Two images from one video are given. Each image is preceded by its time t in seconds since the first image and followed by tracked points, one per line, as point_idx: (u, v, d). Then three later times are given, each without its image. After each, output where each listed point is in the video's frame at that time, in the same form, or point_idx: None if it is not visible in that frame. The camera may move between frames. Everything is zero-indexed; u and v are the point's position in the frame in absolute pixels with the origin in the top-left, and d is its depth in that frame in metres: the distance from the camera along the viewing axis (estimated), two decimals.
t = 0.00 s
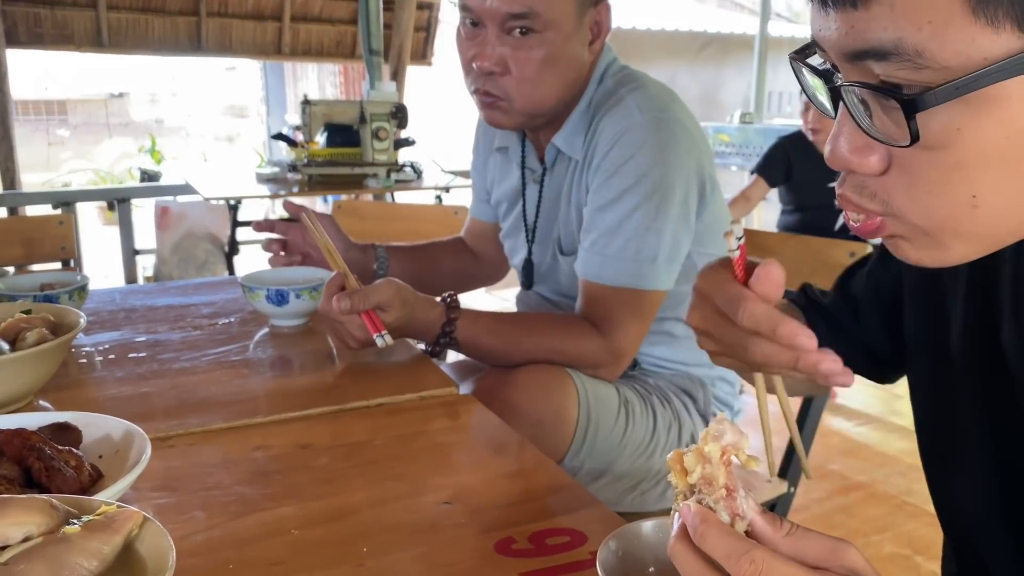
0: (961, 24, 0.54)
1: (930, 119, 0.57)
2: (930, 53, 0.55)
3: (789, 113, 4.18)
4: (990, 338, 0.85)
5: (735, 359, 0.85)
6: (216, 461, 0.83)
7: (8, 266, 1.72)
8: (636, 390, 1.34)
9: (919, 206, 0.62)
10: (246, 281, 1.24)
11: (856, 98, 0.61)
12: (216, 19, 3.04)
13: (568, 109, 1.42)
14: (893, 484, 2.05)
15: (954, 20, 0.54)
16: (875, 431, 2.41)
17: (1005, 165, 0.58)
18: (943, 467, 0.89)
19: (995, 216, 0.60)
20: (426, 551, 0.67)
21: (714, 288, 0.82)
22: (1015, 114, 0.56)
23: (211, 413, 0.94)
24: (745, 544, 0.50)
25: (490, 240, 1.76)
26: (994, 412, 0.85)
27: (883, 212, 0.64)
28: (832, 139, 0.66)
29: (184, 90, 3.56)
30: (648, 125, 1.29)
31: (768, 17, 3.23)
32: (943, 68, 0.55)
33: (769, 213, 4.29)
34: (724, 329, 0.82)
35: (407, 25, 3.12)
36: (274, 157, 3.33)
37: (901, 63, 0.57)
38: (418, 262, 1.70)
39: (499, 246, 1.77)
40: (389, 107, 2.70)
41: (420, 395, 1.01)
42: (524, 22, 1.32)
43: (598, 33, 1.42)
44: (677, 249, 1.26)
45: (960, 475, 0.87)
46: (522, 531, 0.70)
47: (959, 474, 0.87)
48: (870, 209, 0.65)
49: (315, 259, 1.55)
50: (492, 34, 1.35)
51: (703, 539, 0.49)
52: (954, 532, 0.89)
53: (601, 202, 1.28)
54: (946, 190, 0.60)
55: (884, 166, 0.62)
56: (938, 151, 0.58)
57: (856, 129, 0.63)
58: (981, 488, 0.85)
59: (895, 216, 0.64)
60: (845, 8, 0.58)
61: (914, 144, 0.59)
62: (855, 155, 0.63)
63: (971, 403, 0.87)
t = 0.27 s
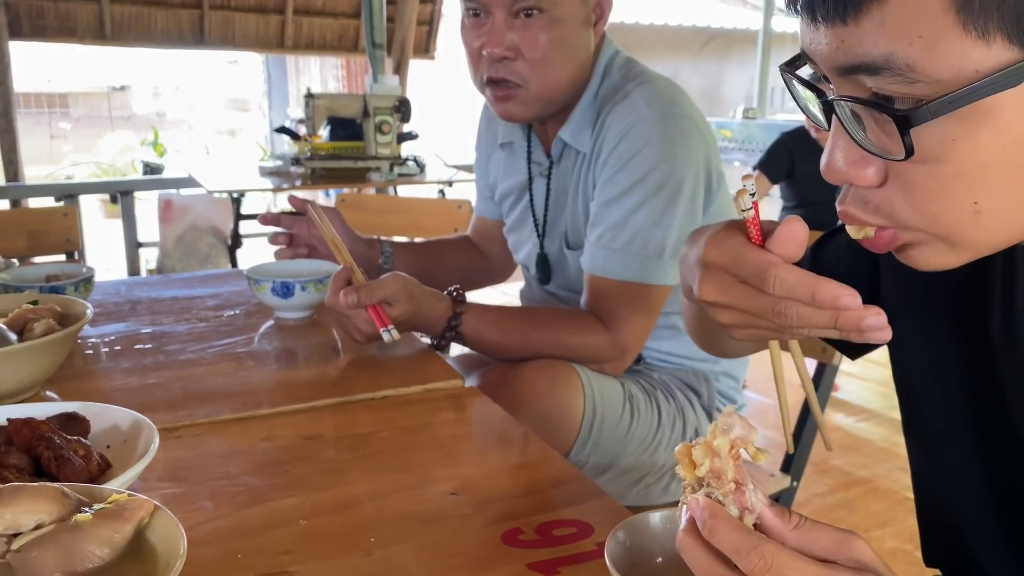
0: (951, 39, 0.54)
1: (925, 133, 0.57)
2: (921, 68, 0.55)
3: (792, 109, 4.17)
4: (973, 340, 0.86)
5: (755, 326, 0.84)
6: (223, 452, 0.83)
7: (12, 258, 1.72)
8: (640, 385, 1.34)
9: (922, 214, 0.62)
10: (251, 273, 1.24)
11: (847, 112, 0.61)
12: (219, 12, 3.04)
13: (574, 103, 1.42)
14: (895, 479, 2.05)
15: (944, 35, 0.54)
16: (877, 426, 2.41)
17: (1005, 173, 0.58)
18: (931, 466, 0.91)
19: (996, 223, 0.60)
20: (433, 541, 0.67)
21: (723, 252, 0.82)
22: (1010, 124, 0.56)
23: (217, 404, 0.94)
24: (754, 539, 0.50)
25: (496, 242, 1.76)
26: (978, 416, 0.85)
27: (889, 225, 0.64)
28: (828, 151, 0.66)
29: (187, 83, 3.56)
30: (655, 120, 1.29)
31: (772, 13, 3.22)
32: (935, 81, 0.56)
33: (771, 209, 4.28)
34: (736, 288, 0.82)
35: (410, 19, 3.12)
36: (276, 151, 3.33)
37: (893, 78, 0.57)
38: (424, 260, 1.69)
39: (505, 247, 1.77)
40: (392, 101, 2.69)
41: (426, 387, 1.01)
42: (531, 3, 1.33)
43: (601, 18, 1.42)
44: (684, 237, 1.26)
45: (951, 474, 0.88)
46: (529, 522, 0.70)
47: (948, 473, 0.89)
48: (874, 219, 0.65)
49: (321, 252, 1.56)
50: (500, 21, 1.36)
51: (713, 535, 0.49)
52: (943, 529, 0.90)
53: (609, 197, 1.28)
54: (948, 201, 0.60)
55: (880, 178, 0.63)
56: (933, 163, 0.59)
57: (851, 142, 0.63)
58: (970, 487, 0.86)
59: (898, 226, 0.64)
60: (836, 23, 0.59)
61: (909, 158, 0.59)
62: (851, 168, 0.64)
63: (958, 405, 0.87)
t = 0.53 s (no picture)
0: (936, 62, 0.54)
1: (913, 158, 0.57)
2: (907, 90, 0.55)
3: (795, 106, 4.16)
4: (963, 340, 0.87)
5: (766, 321, 0.84)
6: (225, 445, 0.83)
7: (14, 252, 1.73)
8: (642, 380, 1.34)
9: (915, 233, 0.62)
10: (254, 267, 1.24)
11: (835, 131, 0.61)
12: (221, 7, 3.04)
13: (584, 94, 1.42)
14: (897, 477, 2.05)
15: (929, 58, 0.54)
16: (878, 424, 2.41)
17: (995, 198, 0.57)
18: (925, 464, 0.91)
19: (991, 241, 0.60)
20: (435, 535, 0.67)
21: (724, 255, 0.82)
22: (999, 152, 0.56)
23: (219, 398, 0.94)
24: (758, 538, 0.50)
25: (503, 240, 1.76)
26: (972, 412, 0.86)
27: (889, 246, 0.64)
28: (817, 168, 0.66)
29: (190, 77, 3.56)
30: (663, 114, 1.28)
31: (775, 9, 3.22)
32: (921, 104, 0.55)
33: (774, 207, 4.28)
34: (745, 289, 0.81)
35: (414, 14, 3.12)
36: (278, 145, 3.33)
37: (879, 99, 0.57)
38: (426, 257, 1.69)
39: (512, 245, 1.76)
40: (395, 96, 2.69)
41: (427, 382, 1.01)
42: None
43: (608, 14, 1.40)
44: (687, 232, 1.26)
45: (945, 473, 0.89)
46: (530, 516, 0.70)
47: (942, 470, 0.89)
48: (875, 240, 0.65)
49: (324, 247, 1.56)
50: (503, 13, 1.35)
51: (717, 533, 0.49)
52: (939, 526, 0.91)
53: (615, 192, 1.28)
54: (939, 221, 0.60)
55: (871, 197, 0.62)
56: (922, 185, 0.59)
57: (839, 160, 0.63)
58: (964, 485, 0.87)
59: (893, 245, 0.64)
60: (823, 43, 0.59)
61: (897, 180, 0.59)
62: (842, 185, 0.63)
63: (952, 402, 0.87)
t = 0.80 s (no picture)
0: (931, 82, 0.53)
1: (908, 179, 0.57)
2: (903, 110, 0.55)
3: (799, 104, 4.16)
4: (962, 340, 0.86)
5: (769, 327, 0.84)
6: (231, 440, 0.83)
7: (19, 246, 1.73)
8: (647, 376, 1.34)
9: (913, 249, 0.62)
10: (259, 263, 1.24)
11: (833, 147, 0.61)
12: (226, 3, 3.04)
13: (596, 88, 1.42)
14: (899, 476, 2.05)
15: (924, 78, 0.53)
16: (881, 423, 2.41)
17: (992, 213, 0.57)
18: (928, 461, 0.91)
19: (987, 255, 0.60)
20: (441, 530, 0.68)
21: (725, 262, 0.81)
22: (997, 169, 0.56)
23: (225, 393, 0.94)
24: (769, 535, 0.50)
25: (511, 234, 1.76)
26: (972, 412, 0.86)
27: (881, 258, 0.64)
28: (817, 180, 0.66)
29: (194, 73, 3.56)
30: (675, 111, 1.28)
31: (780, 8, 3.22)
32: (917, 123, 0.55)
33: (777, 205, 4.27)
34: (748, 296, 0.81)
35: (418, 11, 3.11)
36: (282, 142, 3.33)
37: (874, 118, 0.56)
38: (433, 253, 1.69)
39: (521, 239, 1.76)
40: (399, 93, 2.69)
41: (433, 377, 1.02)
42: None
43: (605, 17, 1.36)
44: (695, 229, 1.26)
45: (947, 470, 0.89)
46: (536, 512, 0.70)
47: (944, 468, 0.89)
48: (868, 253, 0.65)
49: (329, 244, 1.56)
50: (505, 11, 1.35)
51: (728, 530, 0.49)
52: (940, 524, 0.91)
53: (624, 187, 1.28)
54: (936, 235, 0.60)
55: (870, 211, 0.62)
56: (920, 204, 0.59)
57: (839, 175, 0.63)
58: (964, 485, 0.87)
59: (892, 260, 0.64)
60: (817, 60, 0.57)
61: (893, 199, 0.59)
62: (841, 199, 0.64)
63: (952, 402, 0.87)
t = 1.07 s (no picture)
0: (939, 91, 0.52)
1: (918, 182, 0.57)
2: (910, 119, 0.53)
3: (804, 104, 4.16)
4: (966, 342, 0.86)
5: (772, 337, 0.84)
6: (239, 436, 0.84)
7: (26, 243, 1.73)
8: (653, 375, 1.35)
9: (920, 257, 0.61)
10: (266, 260, 1.24)
11: (841, 158, 0.61)
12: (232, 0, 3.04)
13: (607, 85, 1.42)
14: (903, 476, 2.05)
15: (932, 87, 0.52)
16: (886, 423, 2.41)
17: (1000, 224, 0.57)
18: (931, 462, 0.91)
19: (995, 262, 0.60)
20: (449, 526, 0.68)
21: (729, 273, 0.82)
22: (1004, 176, 0.55)
23: (232, 390, 0.94)
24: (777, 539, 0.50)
25: (517, 230, 1.77)
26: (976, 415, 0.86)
27: (891, 270, 0.64)
28: (823, 189, 0.65)
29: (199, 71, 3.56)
30: (686, 110, 1.28)
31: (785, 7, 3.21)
32: (924, 133, 0.54)
33: (781, 205, 4.27)
34: (751, 307, 0.81)
35: (424, 9, 3.11)
36: (287, 140, 3.33)
37: (881, 127, 0.55)
38: (440, 250, 1.70)
39: (529, 235, 1.77)
40: (405, 91, 2.69)
41: (439, 375, 1.02)
42: None
43: (616, 12, 1.36)
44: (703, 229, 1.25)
45: (949, 472, 0.89)
46: (544, 509, 0.71)
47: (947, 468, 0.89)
48: (875, 265, 0.65)
49: (335, 241, 1.56)
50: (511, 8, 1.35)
51: (737, 533, 0.50)
52: (942, 524, 0.91)
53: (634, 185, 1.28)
54: (947, 245, 0.59)
55: (879, 223, 0.62)
56: (930, 214, 0.58)
57: (844, 185, 0.63)
58: (966, 486, 0.87)
59: (899, 270, 0.63)
60: (822, 69, 0.56)
61: (902, 210, 0.59)
62: (847, 211, 0.63)
63: (956, 403, 0.87)
